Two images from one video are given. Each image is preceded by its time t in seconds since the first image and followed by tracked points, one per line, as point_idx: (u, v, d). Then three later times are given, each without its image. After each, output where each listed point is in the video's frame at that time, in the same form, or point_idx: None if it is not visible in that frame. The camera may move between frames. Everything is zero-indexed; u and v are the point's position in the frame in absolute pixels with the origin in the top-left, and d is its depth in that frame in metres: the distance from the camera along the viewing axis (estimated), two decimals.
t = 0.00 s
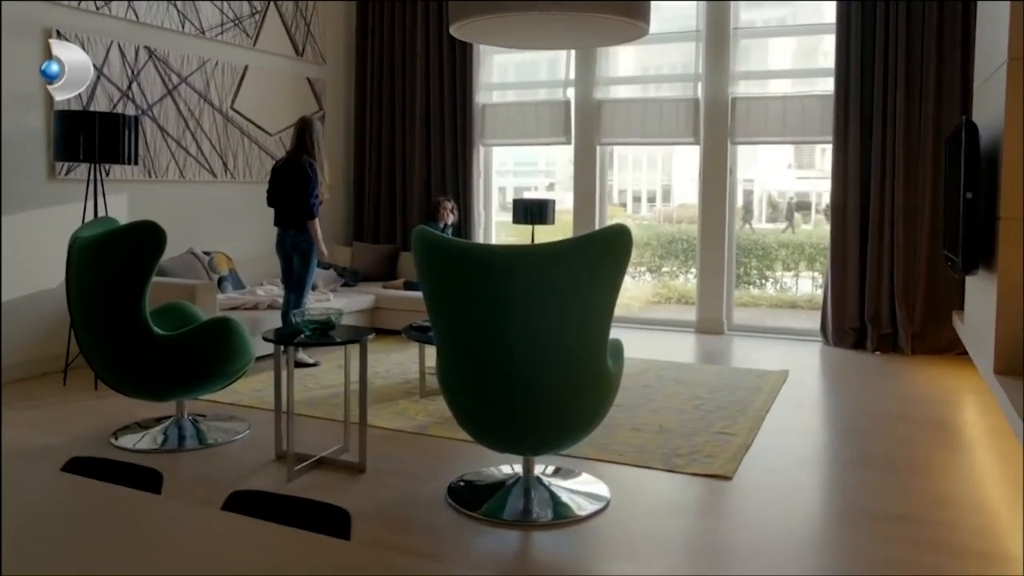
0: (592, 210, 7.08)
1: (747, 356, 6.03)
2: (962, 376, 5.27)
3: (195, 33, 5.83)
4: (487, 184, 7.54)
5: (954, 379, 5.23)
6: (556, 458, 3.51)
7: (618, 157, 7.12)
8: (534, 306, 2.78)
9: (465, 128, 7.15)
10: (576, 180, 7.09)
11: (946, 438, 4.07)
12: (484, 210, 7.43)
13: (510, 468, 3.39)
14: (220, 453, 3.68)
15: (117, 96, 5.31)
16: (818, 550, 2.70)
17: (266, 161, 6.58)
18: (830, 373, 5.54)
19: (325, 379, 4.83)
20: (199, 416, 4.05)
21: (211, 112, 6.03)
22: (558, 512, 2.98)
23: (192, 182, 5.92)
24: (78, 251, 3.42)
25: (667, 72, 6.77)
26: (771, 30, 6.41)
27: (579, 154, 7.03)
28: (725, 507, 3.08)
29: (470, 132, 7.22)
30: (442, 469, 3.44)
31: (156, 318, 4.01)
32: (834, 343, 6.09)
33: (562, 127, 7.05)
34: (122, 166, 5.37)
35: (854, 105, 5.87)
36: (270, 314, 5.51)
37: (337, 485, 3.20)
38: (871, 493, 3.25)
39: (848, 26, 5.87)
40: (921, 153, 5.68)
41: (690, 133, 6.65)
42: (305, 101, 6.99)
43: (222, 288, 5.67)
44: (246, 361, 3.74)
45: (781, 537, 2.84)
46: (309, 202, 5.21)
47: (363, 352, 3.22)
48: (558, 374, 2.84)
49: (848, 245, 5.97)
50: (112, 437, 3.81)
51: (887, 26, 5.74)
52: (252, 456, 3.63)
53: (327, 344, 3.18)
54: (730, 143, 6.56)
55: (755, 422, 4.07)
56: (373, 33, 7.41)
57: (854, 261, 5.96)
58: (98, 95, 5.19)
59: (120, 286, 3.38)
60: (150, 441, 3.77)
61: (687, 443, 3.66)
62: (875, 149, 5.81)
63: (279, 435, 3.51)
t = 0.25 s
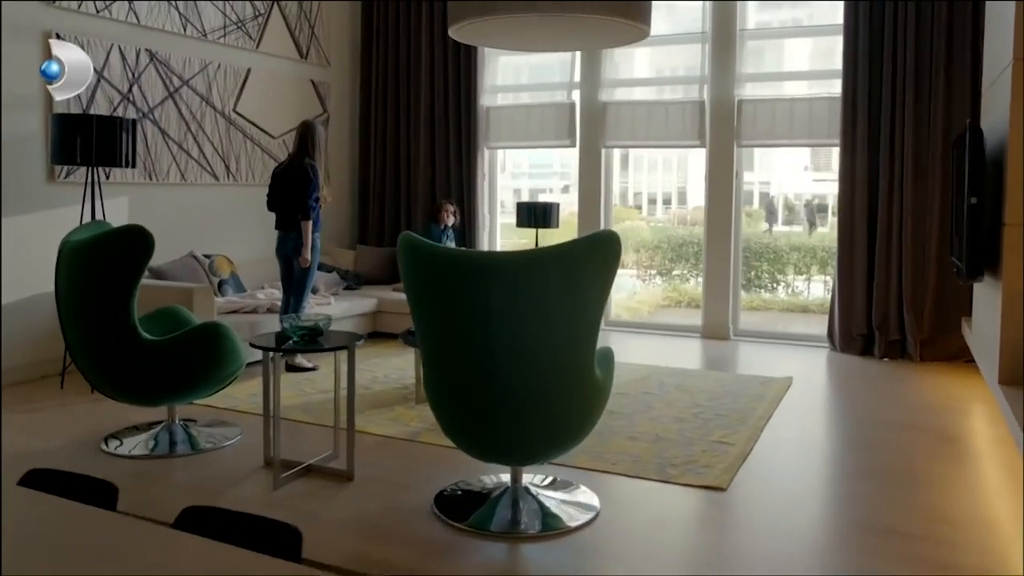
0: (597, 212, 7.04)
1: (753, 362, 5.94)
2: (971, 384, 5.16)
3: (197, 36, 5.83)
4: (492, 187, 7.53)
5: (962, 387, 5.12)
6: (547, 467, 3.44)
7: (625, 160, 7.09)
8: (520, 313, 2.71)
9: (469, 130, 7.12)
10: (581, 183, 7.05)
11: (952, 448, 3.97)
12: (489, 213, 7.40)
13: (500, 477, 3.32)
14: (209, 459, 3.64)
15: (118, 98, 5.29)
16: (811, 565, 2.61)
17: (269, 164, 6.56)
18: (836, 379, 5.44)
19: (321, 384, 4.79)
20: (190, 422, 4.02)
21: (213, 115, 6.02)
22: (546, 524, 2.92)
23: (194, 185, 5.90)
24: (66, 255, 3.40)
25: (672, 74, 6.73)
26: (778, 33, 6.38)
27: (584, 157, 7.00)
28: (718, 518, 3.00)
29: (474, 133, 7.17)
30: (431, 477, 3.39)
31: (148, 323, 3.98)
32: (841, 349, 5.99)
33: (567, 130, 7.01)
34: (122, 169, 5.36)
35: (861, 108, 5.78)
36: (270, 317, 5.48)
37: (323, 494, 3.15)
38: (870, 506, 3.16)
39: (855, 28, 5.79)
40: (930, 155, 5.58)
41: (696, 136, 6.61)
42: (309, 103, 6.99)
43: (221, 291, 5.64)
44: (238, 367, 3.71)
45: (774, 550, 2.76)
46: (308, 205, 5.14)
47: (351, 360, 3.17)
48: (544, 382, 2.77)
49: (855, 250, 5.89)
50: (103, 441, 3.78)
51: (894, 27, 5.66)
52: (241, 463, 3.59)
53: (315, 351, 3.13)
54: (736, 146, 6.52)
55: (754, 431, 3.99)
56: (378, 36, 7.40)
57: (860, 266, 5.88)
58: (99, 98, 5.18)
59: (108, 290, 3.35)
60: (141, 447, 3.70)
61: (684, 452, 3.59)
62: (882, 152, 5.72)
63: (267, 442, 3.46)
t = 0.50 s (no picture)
0: (603, 213, 6.96)
1: (762, 367, 5.83)
2: (984, 392, 5.03)
3: (198, 36, 5.79)
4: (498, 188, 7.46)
5: (975, 395, 4.99)
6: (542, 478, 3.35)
7: (635, 160, 6.99)
8: (512, 319, 2.63)
9: (475, 131, 7.06)
10: (587, 184, 6.97)
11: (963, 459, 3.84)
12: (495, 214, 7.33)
13: (492, 489, 3.23)
14: (199, 465, 3.58)
15: (117, 99, 5.25)
16: None
17: (272, 164, 6.51)
18: (846, 384, 5.31)
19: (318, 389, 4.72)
20: (182, 427, 3.96)
21: (215, 115, 5.97)
22: (536, 538, 2.82)
23: (195, 186, 5.86)
24: (55, 258, 3.35)
25: (679, 74, 6.66)
26: (788, 31, 6.29)
27: (590, 158, 6.92)
28: (715, 532, 2.90)
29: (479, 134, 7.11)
30: (422, 487, 3.30)
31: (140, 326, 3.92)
32: (852, 354, 5.87)
33: (573, 131, 6.93)
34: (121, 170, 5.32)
35: (872, 108, 5.68)
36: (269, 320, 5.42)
37: (310, 504, 3.07)
38: (874, 519, 3.05)
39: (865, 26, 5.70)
40: (944, 156, 5.46)
41: (704, 136, 6.53)
42: (314, 103, 6.94)
43: (221, 293, 5.58)
44: (229, 370, 3.65)
45: (772, 566, 2.65)
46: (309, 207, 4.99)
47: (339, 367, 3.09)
48: (536, 390, 2.69)
49: (865, 253, 5.78)
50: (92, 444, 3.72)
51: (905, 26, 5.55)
52: (230, 470, 3.52)
53: (304, 356, 3.05)
54: (745, 147, 6.44)
55: (758, 441, 3.88)
56: (383, 35, 7.35)
57: (871, 270, 5.76)
58: (98, 99, 5.14)
59: (97, 294, 3.29)
60: (131, 452, 3.62)
61: (683, 463, 3.48)
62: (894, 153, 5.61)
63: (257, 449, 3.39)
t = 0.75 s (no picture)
0: (611, 212, 6.85)
1: (774, 372, 5.69)
2: (1001, 400, 4.87)
3: (199, 33, 5.71)
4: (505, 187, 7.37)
5: (993, 403, 4.83)
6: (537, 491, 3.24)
7: (648, 157, 6.84)
8: (503, 331, 2.52)
9: (482, 129, 6.96)
10: (595, 184, 6.86)
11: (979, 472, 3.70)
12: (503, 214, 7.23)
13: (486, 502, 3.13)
14: (187, 474, 3.49)
15: (116, 98, 5.18)
16: None
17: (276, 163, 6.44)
18: (860, 390, 5.17)
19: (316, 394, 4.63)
20: (174, 433, 3.88)
21: (217, 114, 5.90)
22: (528, 556, 2.72)
23: (197, 185, 5.79)
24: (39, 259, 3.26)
25: (689, 71, 6.53)
26: (803, 27, 6.14)
27: (598, 157, 6.81)
28: (715, 552, 2.78)
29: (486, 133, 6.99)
30: (414, 500, 3.20)
31: (130, 330, 3.85)
32: (865, 360, 5.71)
33: (581, 129, 6.82)
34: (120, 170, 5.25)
35: (887, 106, 5.54)
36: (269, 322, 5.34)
37: (296, 517, 2.98)
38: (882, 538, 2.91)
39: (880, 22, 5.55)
40: (962, 156, 5.30)
41: (714, 136, 6.39)
42: (319, 101, 6.85)
43: (221, 295, 5.50)
44: (220, 377, 3.58)
45: None
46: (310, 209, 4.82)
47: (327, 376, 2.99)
48: (528, 404, 2.59)
49: (880, 255, 5.63)
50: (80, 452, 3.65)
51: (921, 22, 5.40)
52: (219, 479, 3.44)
53: (290, 364, 2.95)
54: (757, 146, 6.30)
55: (764, 452, 3.75)
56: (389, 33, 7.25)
57: (886, 273, 5.61)
58: (96, 98, 5.07)
59: (81, 297, 3.21)
60: (120, 461, 3.54)
61: (685, 476, 3.36)
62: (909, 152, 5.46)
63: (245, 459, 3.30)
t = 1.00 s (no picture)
0: (620, 212, 6.73)
1: (785, 376, 5.55)
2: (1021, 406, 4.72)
3: (200, 32, 5.64)
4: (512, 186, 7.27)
5: (1012, 409, 4.68)
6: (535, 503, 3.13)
7: (660, 154, 6.71)
8: (499, 338, 2.42)
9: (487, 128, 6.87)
10: (603, 182, 6.75)
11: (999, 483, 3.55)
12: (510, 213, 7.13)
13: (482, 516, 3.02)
14: (178, 484, 3.41)
15: (114, 98, 5.12)
16: None
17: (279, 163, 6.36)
18: (874, 395, 5.02)
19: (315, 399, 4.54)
20: (167, 440, 3.81)
21: (218, 113, 5.83)
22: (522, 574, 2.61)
23: (197, 185, 5.72)
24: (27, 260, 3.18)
25: (699, 68, 6.40)
26: (817, 22, 6.00)
27: (606, 155, 6.70)
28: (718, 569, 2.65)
29: (492, 131, 6.91)
30: (408, 512, 3.10)
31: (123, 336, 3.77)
32: (879, 364, 5.57)
33: (589, 127, 6.71)
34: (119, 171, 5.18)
35: (901, 103, 5.40)
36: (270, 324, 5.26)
37: (284, 531, 2.89)
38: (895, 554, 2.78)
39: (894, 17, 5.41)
40: (979, 155, 5.17)
41: (723, 134, 6.26)
42: (323, 100, 6.76)
43: (222, 297, 5.42)
44: (213, 382, 3.50)
45: None
46: (310, 210, 4.71)
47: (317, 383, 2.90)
48: (525, 414, 2.49)
49: (895, 256, 5.48)
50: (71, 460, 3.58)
51: (937, 17, 5.26)
52: (210, 489, 3.35)
53: (279, 373, 2.85)
54: (768, 144, 6.17)
55: (773, 461, 3.62)
56: (394, 32, 7.17)
57: (901, 275, 5.47)
58: (94, 98, 5.00)
59: (69, 300, 3.13)
60: (110, 469, 3.47)
61: (689, 488, 3.25)
62: (925, 150, 5.31)
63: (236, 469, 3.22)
